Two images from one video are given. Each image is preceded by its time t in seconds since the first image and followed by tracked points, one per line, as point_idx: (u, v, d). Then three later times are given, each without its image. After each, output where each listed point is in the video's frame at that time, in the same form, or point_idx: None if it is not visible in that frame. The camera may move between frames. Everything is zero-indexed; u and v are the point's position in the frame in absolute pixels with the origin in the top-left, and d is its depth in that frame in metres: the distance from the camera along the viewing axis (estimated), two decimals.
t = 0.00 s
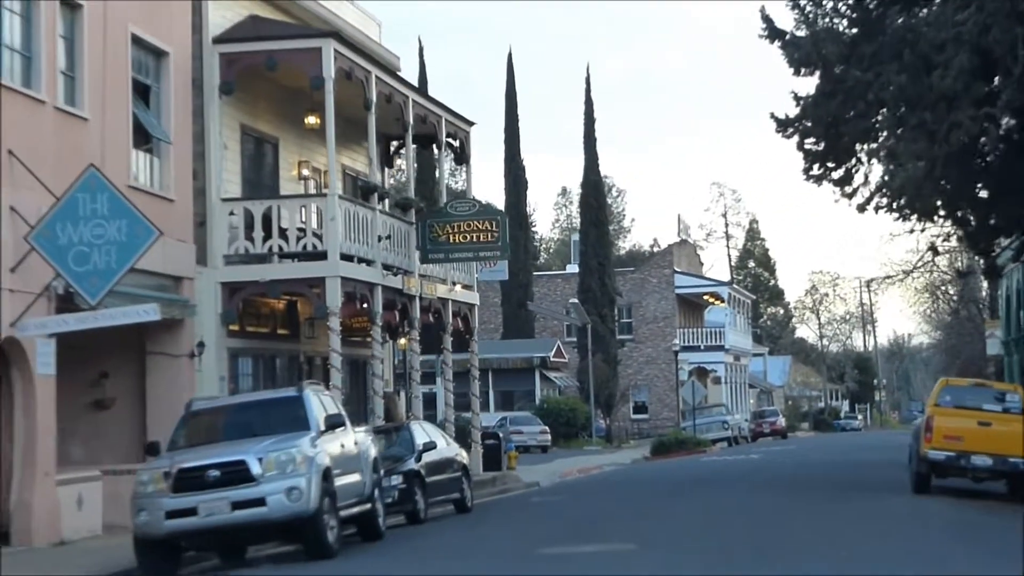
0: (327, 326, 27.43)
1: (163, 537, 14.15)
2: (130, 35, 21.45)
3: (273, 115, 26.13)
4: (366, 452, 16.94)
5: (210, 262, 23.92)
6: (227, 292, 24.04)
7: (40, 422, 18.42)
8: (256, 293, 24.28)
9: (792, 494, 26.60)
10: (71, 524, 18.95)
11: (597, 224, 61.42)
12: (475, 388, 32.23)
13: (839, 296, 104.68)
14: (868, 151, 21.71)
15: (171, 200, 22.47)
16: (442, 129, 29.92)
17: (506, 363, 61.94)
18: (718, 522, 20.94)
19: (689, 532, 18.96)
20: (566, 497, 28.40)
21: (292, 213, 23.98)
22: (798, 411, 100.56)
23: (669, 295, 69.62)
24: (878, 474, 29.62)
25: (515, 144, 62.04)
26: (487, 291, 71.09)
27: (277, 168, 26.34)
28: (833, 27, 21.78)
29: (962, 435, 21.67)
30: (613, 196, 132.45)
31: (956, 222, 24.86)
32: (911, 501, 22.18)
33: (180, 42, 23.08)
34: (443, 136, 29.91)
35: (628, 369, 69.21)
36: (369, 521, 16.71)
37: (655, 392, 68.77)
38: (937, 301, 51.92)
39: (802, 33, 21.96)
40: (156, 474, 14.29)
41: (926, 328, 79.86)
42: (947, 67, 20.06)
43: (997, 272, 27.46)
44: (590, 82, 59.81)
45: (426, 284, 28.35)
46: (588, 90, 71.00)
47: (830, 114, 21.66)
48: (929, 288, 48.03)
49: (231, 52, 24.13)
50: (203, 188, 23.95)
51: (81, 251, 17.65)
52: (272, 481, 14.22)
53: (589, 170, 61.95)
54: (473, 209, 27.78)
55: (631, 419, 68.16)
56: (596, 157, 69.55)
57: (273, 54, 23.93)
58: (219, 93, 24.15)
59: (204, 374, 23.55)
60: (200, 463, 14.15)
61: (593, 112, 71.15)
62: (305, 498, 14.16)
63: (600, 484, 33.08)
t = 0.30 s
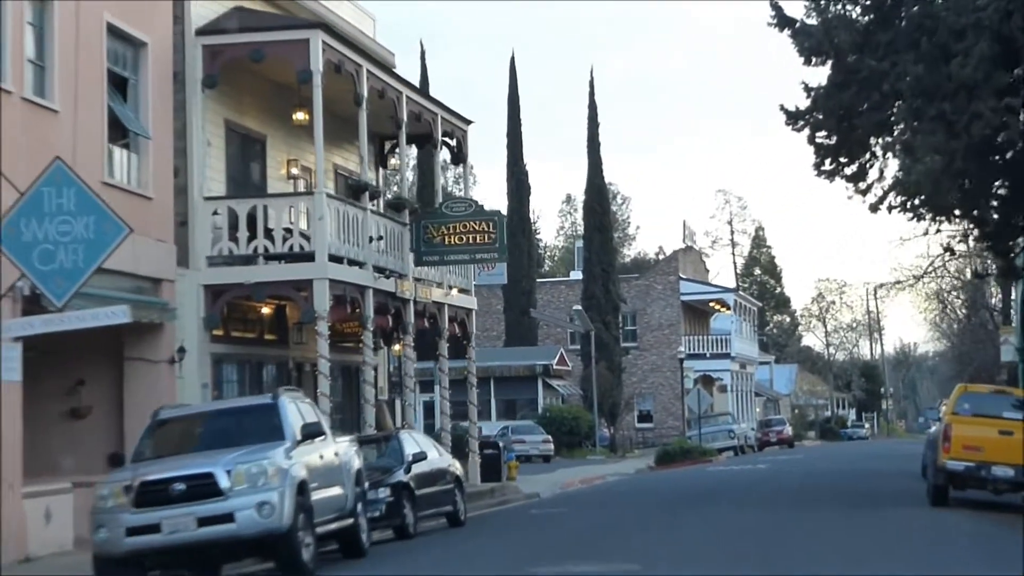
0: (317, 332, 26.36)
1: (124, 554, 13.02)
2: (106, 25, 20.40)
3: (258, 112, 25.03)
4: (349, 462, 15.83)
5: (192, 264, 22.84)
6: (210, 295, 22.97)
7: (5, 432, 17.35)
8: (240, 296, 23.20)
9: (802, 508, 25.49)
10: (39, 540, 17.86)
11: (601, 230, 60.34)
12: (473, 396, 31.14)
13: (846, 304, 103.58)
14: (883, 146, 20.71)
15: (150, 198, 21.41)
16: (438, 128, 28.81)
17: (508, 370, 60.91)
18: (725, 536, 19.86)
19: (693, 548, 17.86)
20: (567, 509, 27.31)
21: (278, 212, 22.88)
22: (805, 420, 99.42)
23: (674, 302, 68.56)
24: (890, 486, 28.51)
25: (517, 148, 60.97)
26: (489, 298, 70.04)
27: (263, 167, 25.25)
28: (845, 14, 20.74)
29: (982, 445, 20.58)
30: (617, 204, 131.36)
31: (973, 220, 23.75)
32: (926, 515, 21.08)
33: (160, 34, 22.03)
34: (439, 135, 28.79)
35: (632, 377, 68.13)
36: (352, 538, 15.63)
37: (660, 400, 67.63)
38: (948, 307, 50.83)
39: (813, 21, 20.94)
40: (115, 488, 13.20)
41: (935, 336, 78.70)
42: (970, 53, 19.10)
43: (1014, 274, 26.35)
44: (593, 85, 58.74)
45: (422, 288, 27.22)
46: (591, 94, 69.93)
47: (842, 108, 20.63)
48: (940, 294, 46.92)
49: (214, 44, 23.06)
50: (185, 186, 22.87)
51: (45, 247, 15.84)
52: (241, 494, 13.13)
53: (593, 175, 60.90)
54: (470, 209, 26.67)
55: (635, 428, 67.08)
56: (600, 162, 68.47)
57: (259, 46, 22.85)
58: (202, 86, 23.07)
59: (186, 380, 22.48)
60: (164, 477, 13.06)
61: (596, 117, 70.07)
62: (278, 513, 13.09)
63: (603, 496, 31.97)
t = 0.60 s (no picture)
0: (304, 339, 25.09)
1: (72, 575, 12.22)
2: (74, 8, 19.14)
3: (242, 106, 23.83)
4: (324, 477, 14.53)
5: (168, 265, 21.61)
6: (187, 299, 21.71)
7: None
8: (218, 300, 21.93)
9: (812, 525, 24.24)
10: None
11: (605, 238, 59.08)
12: (468, 407, 29.88)
13: (854, 317, 102.21)
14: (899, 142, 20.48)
15: (122, 193, 20.13)
16: (433, 126, 27.52)
17: (510, 383, 59.47)
18: (730, 556, 18.61)
19: (697, 570, 16.59)
20: (563, 525, 26.02)
21: (260, 212, 21.62)
22: (811, 433, 98.04)
23: (680, 314, 67.27)
24: (904, 503, 27.24)
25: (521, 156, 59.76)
26: (491, 308, 68.75)
27: (248, 165, 24.04)
28: (861, 2, 20.41)
29: (1006, 461, 19.31)
30: (623, 215, 130.05)
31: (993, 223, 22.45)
32: (944, 533, 19.86)
33: (134, 20, 20.79)
34: (434, 133, 27.52)
35: (636, 390, 66.81)
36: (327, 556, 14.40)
37: (665, 413, 66.32)
38: (960, 319, 49.54)
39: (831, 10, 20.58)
40: (61, 505, 12.41)
41: (945, 350, 77.34)
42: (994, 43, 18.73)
43: None
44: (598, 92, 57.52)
45: (415, 294, 25.90)
46: (596, 101, 68.67)
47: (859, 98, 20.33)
48: (953, 306, 45.63)
49: (195, 33, 21.82)
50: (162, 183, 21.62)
51: None
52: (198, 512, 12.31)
53: (598, 183, 59.66)
54: (465, 210, 25.35)
55: (639, 442, 65.76)
56: (604, 170, 67.20)
57: (242, 35, 21.59)
58: (181, 78, 21.82)
59: (160, 389, 21.21)
60: (114, 494, 12.23)
61: (601, 124, 68.79)
62: (238, 533, 12.29)
63: (603, 512, 30.68)
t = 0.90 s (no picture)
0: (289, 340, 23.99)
1: None
2: None
3: (223, 94, 22.84)
4: (295, 486, 13.44)
5: (143, 260, 20.55)
6: (164, 296, 20.66)
7: None
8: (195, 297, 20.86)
9: (818, 538, 23.17)
10: None
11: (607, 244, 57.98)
12: (461, 412, 28.80)
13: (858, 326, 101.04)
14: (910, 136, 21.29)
15: (93, 183, 19.05)
16: (426, 120, 26.37)
17: (508, 389, 58.29)
18: (733, 571, 17.52)
19: None
20: (557, 536, 24.94)
21: (240, 205, 20.55)
22: (814, 443, 96.90)
23: (683, 320, 65.97)
24: (912, 516, 26.15)
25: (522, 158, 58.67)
26: (491, 313, 67.64)
27: (230, 156, 23.04)
28: None
29: None
30: (626, 222, 128.92)
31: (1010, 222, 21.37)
32: (958, 548, 18.81)
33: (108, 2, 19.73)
34: (427, 127, 26.40)
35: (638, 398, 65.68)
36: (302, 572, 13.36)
37: (666, 421, 65.24)
38: (968, 328, 48.44)
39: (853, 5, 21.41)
40: None
41: (949, 361, 76.17)
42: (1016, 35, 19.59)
43: None
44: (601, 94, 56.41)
45: (405, 293, 24.79)
46: (599, 104, 67.57)
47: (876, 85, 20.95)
48: (962, 315, 44.52)
49: (173, 17, 20.74)
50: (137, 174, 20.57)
51: None
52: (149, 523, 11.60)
53: (600, 187, 58.54)
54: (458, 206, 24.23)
55: (640, 450, 64.65)
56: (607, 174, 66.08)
57: (222, 20, 20.50)
58: (159, 64, 20.75)
59: (134, 389, 20.13)
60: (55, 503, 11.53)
61: (604, 127, 67.69)
62: (192, 548, 11.59)
63: (601, 522, 29.61)
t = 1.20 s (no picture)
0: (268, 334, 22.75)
1: None
2: None
3: (196, 72, 21.63)
4: (253, 492, 12.27)
5: (111, 248, 19.31)
6: (132, 287, 19.40)
7: None
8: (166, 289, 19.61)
9: (829, 543, 21.93)
10: None
11: (609, 241, 56.75)
12: (454, 413, 27.65)
13: (863, 325, 99.76)
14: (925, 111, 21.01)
15: (53, 165, 17.80)
16: (416, 103, 25.04)
17: (508, 388, 56.97)
18: None
19: None
20: (552, 542, 23.62)
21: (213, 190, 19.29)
22: (819, 443, 95.59)
23: (686, 318, 64.79)
24: (926, 522, 24.83)
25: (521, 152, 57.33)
26: (491, 311, 66.31)
27: (201, 138, 21.85)
28: None
29: None
30: (630, 221, 127.63)
31: None
32: (981, 557, 17.56)
33: None
34: (416, 112, 25.08)
35: (641, 397, 64.44)
36: None
37: (670, 421, 63.98)
38: (978, 325, 47.14)
39: None
40: None
41: (956, 360, 74.89)
42: None
43: None
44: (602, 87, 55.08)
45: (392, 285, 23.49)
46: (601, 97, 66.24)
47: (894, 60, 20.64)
48: (972, 311, 43.23)
49: None
50: (105, 158, 19.33)
51: None
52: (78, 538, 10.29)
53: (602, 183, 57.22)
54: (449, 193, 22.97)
55: (643, 451, 63.38)
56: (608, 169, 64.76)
57: None
58: (129, 40, 19.46)
59: (99, 386, 18.87)
60: None
61: (605, 121, 66.38)
62: (126, 562, 10.33)
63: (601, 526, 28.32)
